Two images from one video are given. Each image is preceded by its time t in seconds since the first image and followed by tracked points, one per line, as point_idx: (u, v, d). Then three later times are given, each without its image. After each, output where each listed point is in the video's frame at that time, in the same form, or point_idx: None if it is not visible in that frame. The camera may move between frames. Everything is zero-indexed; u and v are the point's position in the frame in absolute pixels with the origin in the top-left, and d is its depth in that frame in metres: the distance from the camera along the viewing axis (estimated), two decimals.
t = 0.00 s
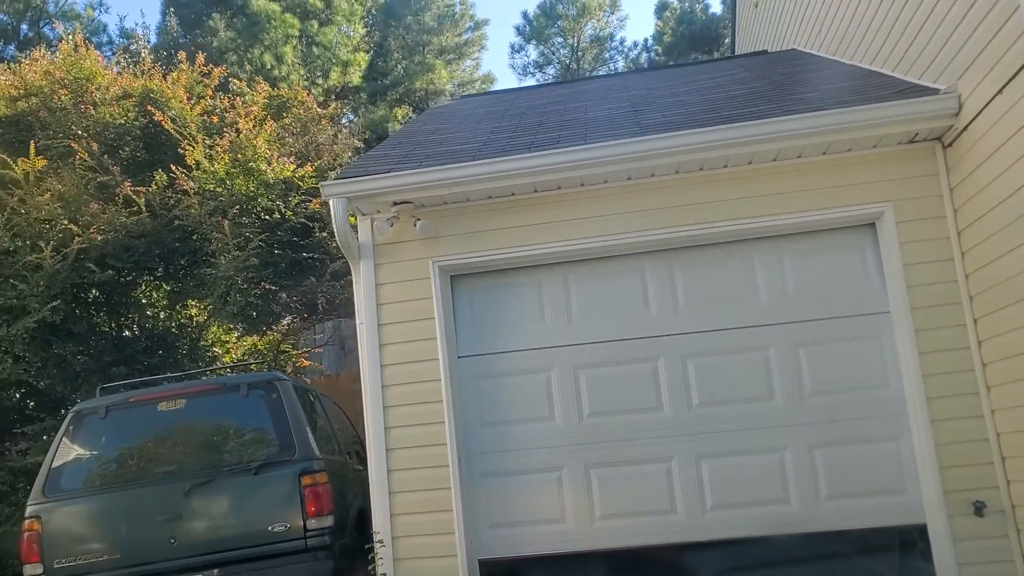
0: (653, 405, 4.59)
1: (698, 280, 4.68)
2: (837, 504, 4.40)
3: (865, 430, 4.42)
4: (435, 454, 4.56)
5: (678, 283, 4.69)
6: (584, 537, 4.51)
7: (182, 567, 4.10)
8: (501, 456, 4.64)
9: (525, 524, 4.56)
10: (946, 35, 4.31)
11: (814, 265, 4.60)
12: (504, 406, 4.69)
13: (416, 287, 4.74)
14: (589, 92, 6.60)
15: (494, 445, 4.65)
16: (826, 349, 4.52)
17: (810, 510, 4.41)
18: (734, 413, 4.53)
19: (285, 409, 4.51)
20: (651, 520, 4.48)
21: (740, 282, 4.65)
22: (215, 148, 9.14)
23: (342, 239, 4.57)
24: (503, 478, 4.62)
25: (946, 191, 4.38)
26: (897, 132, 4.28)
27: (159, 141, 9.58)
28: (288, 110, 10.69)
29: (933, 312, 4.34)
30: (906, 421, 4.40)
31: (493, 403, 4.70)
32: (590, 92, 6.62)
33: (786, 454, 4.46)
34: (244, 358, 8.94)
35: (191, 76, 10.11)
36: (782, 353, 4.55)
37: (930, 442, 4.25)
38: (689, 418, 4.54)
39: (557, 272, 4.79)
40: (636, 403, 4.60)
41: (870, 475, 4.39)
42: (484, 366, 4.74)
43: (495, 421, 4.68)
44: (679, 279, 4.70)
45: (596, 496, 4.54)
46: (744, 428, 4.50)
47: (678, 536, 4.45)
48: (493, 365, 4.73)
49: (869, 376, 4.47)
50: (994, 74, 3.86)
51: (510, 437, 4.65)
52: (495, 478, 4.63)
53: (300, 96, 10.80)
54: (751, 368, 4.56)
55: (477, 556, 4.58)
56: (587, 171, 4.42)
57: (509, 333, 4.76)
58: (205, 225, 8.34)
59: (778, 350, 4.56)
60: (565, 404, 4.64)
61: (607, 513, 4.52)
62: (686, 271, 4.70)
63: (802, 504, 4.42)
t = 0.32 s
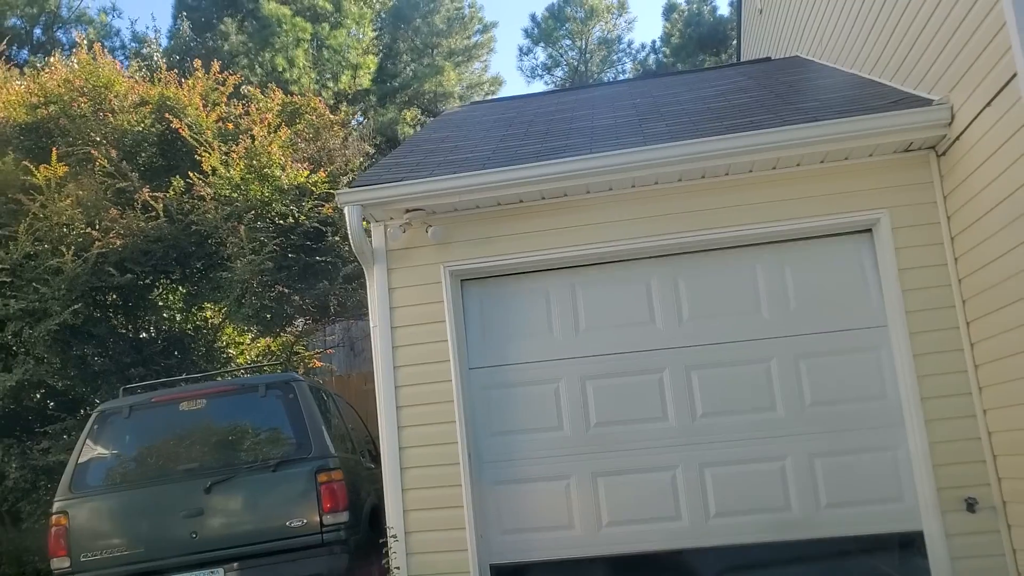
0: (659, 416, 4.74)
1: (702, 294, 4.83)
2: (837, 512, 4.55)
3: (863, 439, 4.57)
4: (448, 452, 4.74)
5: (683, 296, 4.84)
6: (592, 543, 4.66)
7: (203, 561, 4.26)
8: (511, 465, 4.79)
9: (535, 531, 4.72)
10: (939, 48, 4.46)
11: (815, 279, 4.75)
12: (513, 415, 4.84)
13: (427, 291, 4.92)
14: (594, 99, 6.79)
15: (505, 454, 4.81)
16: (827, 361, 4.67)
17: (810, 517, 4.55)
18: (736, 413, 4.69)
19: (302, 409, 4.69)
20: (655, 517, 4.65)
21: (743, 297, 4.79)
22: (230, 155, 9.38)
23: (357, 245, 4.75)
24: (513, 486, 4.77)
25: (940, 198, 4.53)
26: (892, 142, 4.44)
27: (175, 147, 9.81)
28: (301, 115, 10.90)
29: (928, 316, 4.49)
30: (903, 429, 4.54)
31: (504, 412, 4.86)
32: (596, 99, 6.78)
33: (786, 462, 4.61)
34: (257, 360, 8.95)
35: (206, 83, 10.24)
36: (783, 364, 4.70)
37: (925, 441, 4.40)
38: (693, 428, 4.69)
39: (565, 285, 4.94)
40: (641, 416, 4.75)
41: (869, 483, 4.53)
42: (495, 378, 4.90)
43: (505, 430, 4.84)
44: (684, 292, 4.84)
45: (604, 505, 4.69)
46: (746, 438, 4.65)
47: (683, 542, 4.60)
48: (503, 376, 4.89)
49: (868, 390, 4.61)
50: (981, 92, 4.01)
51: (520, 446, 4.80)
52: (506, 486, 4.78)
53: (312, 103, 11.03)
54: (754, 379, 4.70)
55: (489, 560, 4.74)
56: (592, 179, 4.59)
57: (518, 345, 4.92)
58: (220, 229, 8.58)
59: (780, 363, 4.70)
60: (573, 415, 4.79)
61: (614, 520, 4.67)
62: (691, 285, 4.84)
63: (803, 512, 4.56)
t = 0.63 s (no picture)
0: (661, 428, 4.89)
1: (703, 309, 4.97)
2: (834, 522, 4.69)
3: (860, 451, 4.71)
4: (456, 451, 4.90)
5: (684, 310, 4.99)
6: (596, 551, 4.81)
7: (218, 556, 4.42)
8: (517, 475, 4.94)
9: (540, 540, 4.87)
10: (930, 59, 4.60)
11: (813, 294, 4.89)
12: (520, 427, 4.99)
13: (435, 295, 5.07)
14: (597, 105, 6.96)
15: (511, 465, 4.96)
16: (824, 376, 4.81)
17: (808, 526, 4.70)
18: (734, 413, 4.84)
19: (313, 409, 4.85)
20: (656, 515, 4.81)
21: (742, 313, 4.93)
22: (242, 161, 9.56)
23: (367, 251, 4.91)
24: (520, 496, 4.92)
25: (932, 204, 4.67)
26: (885, 151, 4.58)
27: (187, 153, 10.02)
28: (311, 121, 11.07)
29: (920, 319, 4.63)
30: (898, 438, 4.69)
31: (510, 424, 5.00)
32: (601, 106, 6.93)
33: (785, 473, 4.75)
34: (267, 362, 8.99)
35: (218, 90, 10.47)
36: (782, 378, 4.84)
37: (917, 439, 4.54)
38: (695, 440, 4.84)
39: (569, 299, 5.09)
40: (644, 427, 4.90)
41: (865, 492, 4.68)
42: (503, 391, 5.04)
43: (512, 441, 4.99)
44: (685, 307, 4.99)
45: (607, 515, 4.84)
46: (746, 449, 4.79)
47: (685, 549, 4.76)
48: (509, 389, 5.03)
49: (864, 404, 4.74)
50: (968, 105, 4.15)
51: (526, 457, 4.95)
52: (513, 496, 4.93)
53: (322, 109, 11.19)
54: (754, 392, 4.85)
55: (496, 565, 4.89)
56: (594, 187, 4.73)
57: (524, 359, 5.06)
58: (232, 233, 8.75)
59: (779, 376, 4.84)
60: (578, 428, 4.94)
61: (617, 528, 4.82)
62: (692, 301, 4.98)
63: (801, 522, 4.71)
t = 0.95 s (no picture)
0: (660, 439, 5.01)
1: (702, 322, 5.10)
2: (829, 530, 4.82)
3: (854, 462, 4.83)
4: (459, 451, 5.04)
5: (683, 323, 5.11)
6: (597, 559, 4.94)
7: (228, 553, 4.56)
8: (520, 485, 5.07)
9: (542, 548, 5.00)
10: (920, 71, 4.73)
11: (809, 306, 5.02)
12: (523, 437, 5.12)
13: (439, 298, 5.22)
14: (598, 113, 7.10)
15: (514, 475, 5.09)
16: (819, 388, 4.94)
17: (804, 534, 4.83)
18: (731, 420, 4.98)
19: (321, 410, 4.98)
20: (654, 513, 4.94)
21: (740, 325, 5.06)
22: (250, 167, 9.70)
23: (373, 255, 5.06)
24: (523, 506, 5.06)
25: (922, 210, 4.79)
26: (876, 159, 4.71)
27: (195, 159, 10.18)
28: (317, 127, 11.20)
29: (912, 322, 4.76)
30: (891, 445, 4.81)
31: (513, 436, 5.14)
32: (601, 113, 7.08)
33: (781, 483, 4.88)
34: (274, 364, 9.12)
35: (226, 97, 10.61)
36: (778, 391, 4.97)
37: (907, 439, 4.67)
38: (694, 450, 4.97)
39: (571, 312, 5.21)
40: (645, 437, 5.03)
41: (860, 501, 4.80)
42: (506, 404, 5.17)
43: (514, 452, 5.12)
44: (684, 319, 5.11)
45: (608, 524, 4.97)
46: (744, 459, 4.92)
47: (684, 556, 4.88)
48: (512, 401, 5.16)
49: (859, 416, 4.86)
50: (955, 114, 4.28)
51: (529, 468, 5.08)
52: (516, 506, 5.06)
53: (328, 115, 11.34)
54: (751, 404, 4.97)
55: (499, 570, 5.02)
56: (593, 194, 4.87)
57: (526, 371, 5.18)
58: (240, 238, 8.91)
59: (775, 388, 4.97)
60: (579, 438, 5.07)
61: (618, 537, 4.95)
62: (691, 314, 5.11)
63: (797, 531, 4.84)
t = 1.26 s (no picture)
0: (659, 448, 5.13)
1: (700, 333, 5.21)
2: (825, 538, 4.93)
3: (849, 472, 4.95)
4: (462, 451, 5.17)
5: (682, 335, 5.22)
6: (598, 565, 5.06)
7: (237, 550, 4.69)
8: (524, 493, 5.19)
9: (545, 555, 5.12)
10: (910, 81, 4.86)
11: (805, 316, 5.13)
12: (526, 447, 5.24)
13: (442, 303, 5.34)
14: (599, 119, 7.23)
15: (518, 484, 5.20)
16: (815, 400, 5.04)
17: (801, 542, 4.94)
18: (729, 430, 5.09)
19: (327, 411, 5.10)
20: (652, 511, 5.07)
21: (738, 337, 5.17)
22: (256, 173, 9.82)
23: (378, 259, 5.18)
24: (526, 514, 5.17)
25: (913, 215, 4.91)
26: (869, 166, 4.83)
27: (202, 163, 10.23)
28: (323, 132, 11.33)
29: (904, 325, 4.88)
30: (885, 451, 4.92)
31: (516, 445, 5.25)
32: (602, 119, 7.20)
33: (778, 492, 5.00)
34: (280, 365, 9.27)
35: (234, 103, 10.69)
36: (775, 401, 5.08)
37: (899, 440, 4.79)
38: (692, 458, 5.08)
39: (572, 324, 5.33)
40: (645, 446, 5.14)
41: (855, 509, 4.92)
42: (509, 413, 5.29)
43: (517, 461, 5.23)
44: (683, 331, 5.23)
45: (609, 531, 5.09)
46: (741, 469, 5.04)
47: (684, 563, 5.00)
48: (514, 411, 5.28)
49: (854, 426, 4.98)
50: (944, 123, 4.41)
51: (532, 476, 5.20)
52: (520, 514, 5.18)
53: (333, 120, 11.47)
54: (749, 414, 5.09)
55: None
56: (593, 200, 4.99)
57: (529, 381, 5.30)
58: (248, 241, 9.02)
59: (772, 399, 5.08)
60: (580, 447, 5.19)
61: (619, 544, 5.07)
62: (690, 327, 5.23)
63: (793, 539, 4.95)
